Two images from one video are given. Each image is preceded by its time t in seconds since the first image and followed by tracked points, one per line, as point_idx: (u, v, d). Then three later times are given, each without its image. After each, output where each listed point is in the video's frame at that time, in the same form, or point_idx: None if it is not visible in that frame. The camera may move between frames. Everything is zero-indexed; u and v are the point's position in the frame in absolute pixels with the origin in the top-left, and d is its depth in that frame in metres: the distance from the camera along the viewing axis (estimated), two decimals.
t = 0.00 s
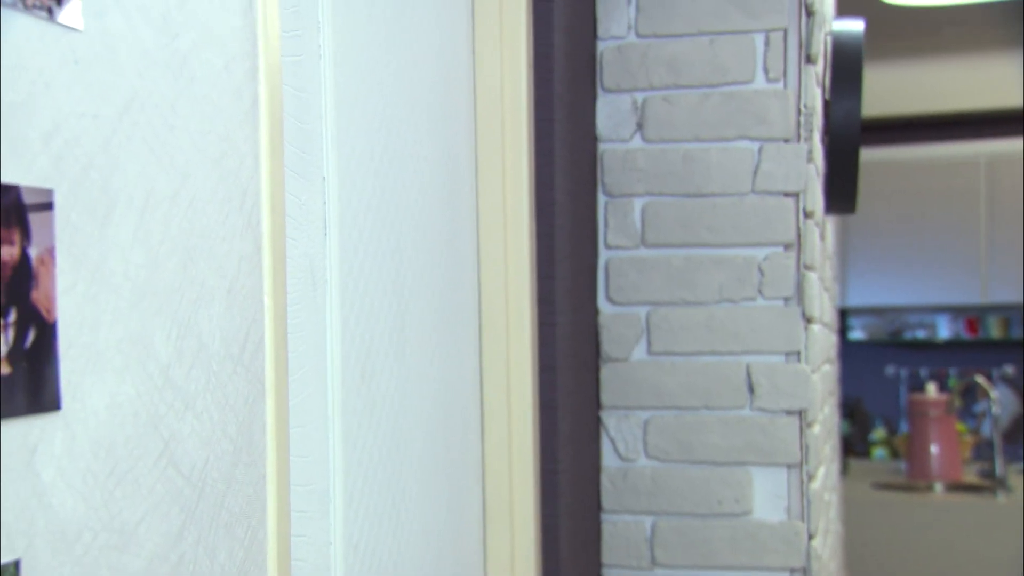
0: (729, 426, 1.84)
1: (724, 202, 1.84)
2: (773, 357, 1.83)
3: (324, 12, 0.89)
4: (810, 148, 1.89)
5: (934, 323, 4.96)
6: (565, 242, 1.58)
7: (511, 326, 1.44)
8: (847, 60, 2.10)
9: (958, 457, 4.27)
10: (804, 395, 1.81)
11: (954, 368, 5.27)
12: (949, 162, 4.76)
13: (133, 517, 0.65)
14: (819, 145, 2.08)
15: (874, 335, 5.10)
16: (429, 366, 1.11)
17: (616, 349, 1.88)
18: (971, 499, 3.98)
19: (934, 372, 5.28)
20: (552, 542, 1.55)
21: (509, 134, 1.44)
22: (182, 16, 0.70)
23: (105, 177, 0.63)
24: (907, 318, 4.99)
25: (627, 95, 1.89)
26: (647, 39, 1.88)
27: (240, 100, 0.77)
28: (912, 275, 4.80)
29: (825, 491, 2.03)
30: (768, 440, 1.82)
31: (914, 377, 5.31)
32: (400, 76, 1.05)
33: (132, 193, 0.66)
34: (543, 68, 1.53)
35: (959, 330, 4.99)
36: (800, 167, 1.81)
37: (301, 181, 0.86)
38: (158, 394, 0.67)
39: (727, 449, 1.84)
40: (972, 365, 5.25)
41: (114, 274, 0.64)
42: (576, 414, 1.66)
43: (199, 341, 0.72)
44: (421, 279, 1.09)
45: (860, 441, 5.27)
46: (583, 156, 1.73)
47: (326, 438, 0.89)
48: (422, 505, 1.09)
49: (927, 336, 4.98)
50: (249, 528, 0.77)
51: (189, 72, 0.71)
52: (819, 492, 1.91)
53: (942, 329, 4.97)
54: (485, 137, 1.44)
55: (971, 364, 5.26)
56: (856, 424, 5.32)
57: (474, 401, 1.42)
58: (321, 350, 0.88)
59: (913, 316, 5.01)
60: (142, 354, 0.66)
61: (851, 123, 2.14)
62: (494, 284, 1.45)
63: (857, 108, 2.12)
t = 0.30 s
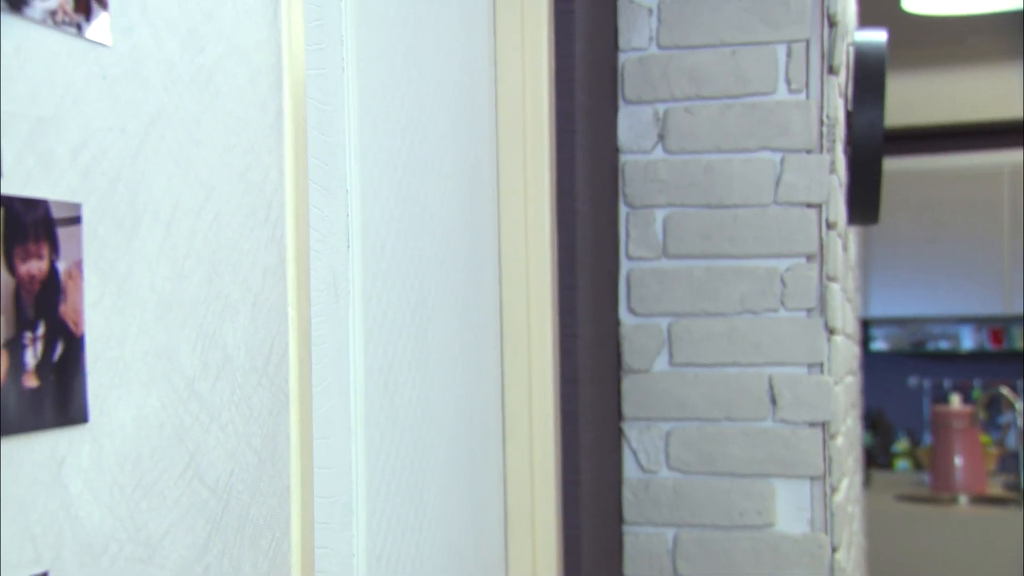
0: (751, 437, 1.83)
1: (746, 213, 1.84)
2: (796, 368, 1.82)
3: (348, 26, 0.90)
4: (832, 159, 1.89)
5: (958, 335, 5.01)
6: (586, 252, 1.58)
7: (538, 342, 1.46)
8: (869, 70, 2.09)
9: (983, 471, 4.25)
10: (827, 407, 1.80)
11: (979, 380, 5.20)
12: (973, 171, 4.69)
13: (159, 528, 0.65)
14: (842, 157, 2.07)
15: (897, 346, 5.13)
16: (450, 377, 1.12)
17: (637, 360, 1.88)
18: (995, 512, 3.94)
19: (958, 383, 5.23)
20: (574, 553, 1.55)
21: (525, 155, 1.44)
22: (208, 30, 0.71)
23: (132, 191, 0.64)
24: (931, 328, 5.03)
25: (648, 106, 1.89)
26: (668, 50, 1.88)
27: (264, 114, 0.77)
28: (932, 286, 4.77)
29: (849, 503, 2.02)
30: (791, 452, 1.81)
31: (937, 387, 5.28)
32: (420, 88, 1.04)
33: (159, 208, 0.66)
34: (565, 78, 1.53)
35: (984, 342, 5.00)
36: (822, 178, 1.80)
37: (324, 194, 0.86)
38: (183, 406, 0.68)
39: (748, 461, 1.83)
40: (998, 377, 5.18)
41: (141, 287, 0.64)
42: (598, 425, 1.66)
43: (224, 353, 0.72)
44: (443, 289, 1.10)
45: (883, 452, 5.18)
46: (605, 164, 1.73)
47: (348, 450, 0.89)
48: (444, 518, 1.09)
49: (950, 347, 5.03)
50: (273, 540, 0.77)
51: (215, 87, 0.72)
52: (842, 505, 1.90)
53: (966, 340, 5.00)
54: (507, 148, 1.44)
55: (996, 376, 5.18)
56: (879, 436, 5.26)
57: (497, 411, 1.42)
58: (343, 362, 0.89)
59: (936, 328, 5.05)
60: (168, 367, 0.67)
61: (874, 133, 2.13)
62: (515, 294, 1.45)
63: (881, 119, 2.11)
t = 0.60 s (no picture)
0: (775, 452, 1.84)
1: (770, 225, 1.85)
2: (820, 382, 1.83)
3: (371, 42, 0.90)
4: (857, 171, 1.90)
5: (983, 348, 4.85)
6: (608, 265, 1.58)
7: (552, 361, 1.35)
8: (894, 82, 2.10)
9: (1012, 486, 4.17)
10: (852, 422, 1.80)
11: (1006, 394, 5.10)
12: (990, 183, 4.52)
13: (184, 542, 0.65)
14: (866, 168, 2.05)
15: (922, 359, 4.99)
16: (473, 393, 1.11)
17: (661, 374, 1.89)
18: None
19: (984, 397, 5.12)
20: (597, 567, 1.56)
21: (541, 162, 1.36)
22: (235, 46, 0.71)
23: (159, 208, 0.64)
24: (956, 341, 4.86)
25: (671, 118, 1.90)
26: (691, 63, 1.88)
27: (290, 129, 0.77)
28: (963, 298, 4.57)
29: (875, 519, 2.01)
30: (816, 467, 1.82)
31: (963, 400, 5.15)
32: (441, 104, 1.04)
33: (185, 223, 0.67)
34: (588, 92, 1.53)
35: (1010, 355, 4.83)
36: (847, 190, 1.81)
37: (348, 208, 0.86)
38: (209, 421, 0.68)
39: (773, 476, 1.84)
40: None
41: (167, 302, 0.65)
42: (620, 439, 1.65)
43: (249, 367, 0.72)
44: (466, 304, 1.10)
45: (909, 466, 5.07)
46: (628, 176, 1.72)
47: (371, 464, 0.89)
48: (466, 533, 1.08)
49: (976, 359, 4.88)
50: (297, 554, 0.77)
51: (241, 103, 0.72)
52: (869, 520, 1.90)
53: (991, 353, 4.85)
54: (530, 161, 1.44)
55: None
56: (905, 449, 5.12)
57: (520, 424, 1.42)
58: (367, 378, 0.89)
59: (960, 341, 4.90)
60: (194, 382, 0.67)
61: (900, 144, 2.11)
62: (537, 308, 1.45)
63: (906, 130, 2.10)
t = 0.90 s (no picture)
0: (800, 466, 1.84)
1: (794, 237, 1.85)
2: (845, 396, 1.84)
3: (394, 55, 0.90)
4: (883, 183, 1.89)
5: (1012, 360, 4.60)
6: (631, 277, 1.57)
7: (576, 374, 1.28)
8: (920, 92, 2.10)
9: None
10: (878, 435, 1.81)
11: None
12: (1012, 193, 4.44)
13: (208, 557, 0.65)
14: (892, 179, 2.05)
15: (950, 371, 4.74)
16: (495, 406, 1.11)
17: (684, 388, 1.89)
18: None
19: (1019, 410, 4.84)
20: None
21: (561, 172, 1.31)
22: (260, 61, 0.72)
23: (184, 223, 0.64)
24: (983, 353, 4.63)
25: (694, 129, 1.90)
26: (715, 74, 1.89)
27: (315, 143, 0.78)
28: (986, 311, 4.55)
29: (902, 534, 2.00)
30: (840, 480, 1.82)
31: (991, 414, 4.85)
32: (462, 116, 1.04)
33: (211, 237, 0.67)
34: (610, 103, 1.53)
35: None
36: (872, 203, 1.81)
37: (371, 222, 0.86)
38: (234, 436, 0.68)
39: (798, 490, 1.84)
40: None
41: (193, 317, 0.65)
42: (644, 453, 1.64)
43: (273, 382, 0.72)
44: (489, 318, 1.10)
45: (934, 479, 4.85)
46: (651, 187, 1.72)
47: (393, 478, 0.88)
48: (489, 545, 1.08)
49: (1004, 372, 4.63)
50: (321, 570, 0.77)
51: (266, 118, 0.72)
52: (895, 535, 1.90)
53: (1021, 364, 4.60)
54: (553, 173, 1.44)
55: None
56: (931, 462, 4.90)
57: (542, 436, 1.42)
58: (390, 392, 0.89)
59: (988, 352, 4.63)
60: (219, 397, 0.67)
61: (924, 155, 2.11)
62: (559, 320, 1.45)
63: (931, 141, 2.09)
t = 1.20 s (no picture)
0: (826, 481, 1.84)
1: (819, 250, 1.85)
2: (871, 410, 1.83)
3: (417, 69, 0.90)
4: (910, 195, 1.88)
5: None
6: (654, 290, 1.57)
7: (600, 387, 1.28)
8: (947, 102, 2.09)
9: None
10: (906, 451, 1.81)
11: None
12: None
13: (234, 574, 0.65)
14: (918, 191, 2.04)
15: (976, 385, 4.60)
16: (519, 421, 1.11)
17: (707, 402, 1.89)
18: None
19: None
20: None
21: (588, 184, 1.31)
22: (284, 77, 0.72)
23: (209, 238, 0.65)
24: (1011, 365, 4.52)
25: (717, 142, 1.90)
26: (738, 86, 1.89)
27: (338, 157, 0.78)
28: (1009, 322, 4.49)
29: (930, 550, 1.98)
30: (866, 496, 1.82)
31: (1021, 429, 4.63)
32: (485, 129, 1.04)
33: (235, 252, 0.67)
34: (633, 114, 1.53)
35: None
36: (899, 215, 1.81)
37: (394, 236, 0.86)
38: (258, 451, 0.68)
39: (824, 505, 1.84)
40: None
41: (218, 334, 0.65)
42: (667, 466, 1.64)
43: (297, 399, 0.72)
44: (513, 332, 1.10)
45: (962, 495, 4.63)
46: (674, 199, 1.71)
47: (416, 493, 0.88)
48: (511, 558, 1.08)
49: None
50: None
51: (290, 132, 0.72)
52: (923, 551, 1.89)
53: None
54: (575, 185, 1.44)
55: None
56: (957, 478, 4.70)
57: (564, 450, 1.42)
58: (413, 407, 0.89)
59: (1017, 366, 4.52)
60: (243, 412, 0.67)
61: (951, 165, 2.11)
62: (581, 331, 1.44)
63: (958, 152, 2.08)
